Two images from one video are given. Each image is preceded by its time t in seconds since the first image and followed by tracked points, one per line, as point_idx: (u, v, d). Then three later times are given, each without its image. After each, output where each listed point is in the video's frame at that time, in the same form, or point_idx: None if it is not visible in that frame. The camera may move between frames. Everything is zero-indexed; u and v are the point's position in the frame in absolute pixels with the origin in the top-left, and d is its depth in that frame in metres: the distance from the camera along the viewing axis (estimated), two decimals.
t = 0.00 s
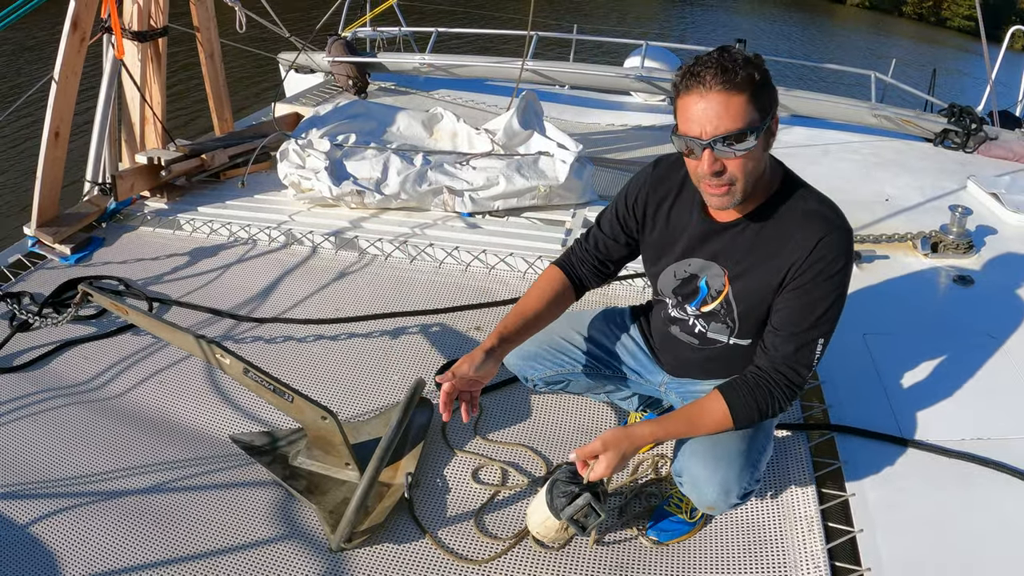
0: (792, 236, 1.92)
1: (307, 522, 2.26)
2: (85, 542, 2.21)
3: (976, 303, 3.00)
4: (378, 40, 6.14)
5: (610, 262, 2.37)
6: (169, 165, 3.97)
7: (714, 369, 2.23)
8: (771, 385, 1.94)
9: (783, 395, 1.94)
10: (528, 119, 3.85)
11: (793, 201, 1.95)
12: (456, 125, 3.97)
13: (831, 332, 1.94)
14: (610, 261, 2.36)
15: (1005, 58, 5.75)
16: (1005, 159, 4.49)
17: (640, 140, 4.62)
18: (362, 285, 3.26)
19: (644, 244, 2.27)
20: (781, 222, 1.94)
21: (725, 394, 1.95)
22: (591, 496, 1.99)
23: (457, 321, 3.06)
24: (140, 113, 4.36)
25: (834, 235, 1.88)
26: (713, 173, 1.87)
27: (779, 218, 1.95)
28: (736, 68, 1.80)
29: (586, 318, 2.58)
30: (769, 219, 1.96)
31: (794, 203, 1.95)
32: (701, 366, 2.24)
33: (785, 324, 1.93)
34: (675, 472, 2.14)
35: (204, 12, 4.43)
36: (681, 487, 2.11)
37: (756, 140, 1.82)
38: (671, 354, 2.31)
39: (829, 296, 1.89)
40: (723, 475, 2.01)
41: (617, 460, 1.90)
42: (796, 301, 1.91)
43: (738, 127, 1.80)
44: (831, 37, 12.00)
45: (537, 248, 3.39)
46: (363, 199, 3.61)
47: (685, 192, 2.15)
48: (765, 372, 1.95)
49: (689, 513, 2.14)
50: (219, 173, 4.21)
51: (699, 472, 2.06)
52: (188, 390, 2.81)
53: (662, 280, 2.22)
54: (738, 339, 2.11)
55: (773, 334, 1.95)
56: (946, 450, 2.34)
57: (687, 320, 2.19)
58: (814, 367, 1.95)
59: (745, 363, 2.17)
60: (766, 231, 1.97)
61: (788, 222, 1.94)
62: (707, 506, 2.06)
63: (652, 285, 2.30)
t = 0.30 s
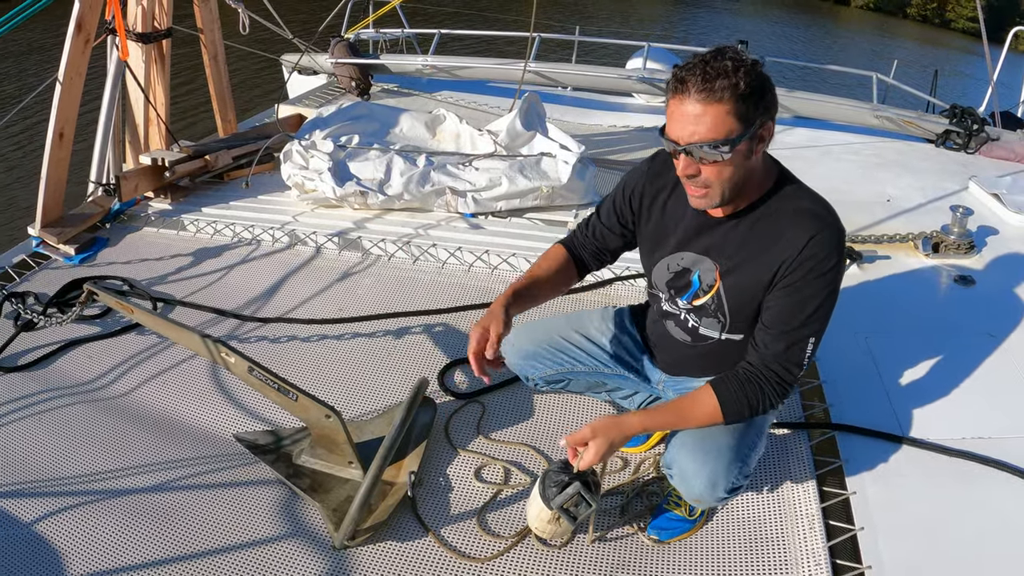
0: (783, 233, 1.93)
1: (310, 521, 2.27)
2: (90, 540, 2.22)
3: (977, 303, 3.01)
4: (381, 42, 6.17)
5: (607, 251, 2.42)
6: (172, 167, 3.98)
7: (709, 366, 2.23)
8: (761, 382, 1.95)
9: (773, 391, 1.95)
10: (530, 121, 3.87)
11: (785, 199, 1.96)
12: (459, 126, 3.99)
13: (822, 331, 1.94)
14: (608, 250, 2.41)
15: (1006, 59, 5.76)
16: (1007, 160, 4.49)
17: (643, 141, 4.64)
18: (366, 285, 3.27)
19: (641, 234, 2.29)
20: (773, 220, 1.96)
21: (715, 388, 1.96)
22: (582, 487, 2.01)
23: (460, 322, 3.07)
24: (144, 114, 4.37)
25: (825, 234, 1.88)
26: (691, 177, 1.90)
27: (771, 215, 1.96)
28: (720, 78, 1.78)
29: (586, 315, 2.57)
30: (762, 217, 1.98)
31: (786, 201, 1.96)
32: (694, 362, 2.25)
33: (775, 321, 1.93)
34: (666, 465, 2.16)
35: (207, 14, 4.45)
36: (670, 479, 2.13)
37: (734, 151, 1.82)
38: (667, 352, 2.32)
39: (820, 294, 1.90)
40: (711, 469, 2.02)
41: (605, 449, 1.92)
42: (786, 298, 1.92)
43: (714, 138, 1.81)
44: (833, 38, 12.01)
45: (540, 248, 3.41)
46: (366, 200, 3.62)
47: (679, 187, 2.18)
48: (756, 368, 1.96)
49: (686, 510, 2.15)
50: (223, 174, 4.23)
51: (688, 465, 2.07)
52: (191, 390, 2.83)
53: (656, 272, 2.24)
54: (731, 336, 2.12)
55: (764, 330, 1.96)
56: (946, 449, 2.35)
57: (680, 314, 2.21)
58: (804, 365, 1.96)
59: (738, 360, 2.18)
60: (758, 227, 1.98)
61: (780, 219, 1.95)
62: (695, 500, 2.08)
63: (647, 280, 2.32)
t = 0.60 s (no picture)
0: (776, 227, 1.93)
1: (315, 520, 2.28)
2: (95, 539, 2.23)
3: (981, 303, 3.01)
4: (384, 42, 6.18)
5: (592, 229, 2.47)
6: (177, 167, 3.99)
7: (707, 362, 2.24)
8: (759, 378, 1.96)
9: (771, 387, 1.96)
10: (534, 121, 3.88)
11: (778, 192, 1.97)
12: (463, 127, 4.00)
13: (818, 324, 1.94)
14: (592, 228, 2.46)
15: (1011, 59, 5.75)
16: (1010, 160, 4.49)
17: (646, 142, 4.64)
18: (370, 286, 3.29)
19: (638, 228, 2.30)
20: (767, 214, 1.96)
21: (714, 386, 1.97)
22: (584, 489, 2.02)
23: (464, 322, 3.08)
24: (148, 115, 4.38)
25: (818, 227, 1.89)
26: (685, 163, 1.89)
27: (764, 209, 1.96)
28: (716, 65, 1.80)
29: (591, 318, 2.59)
30: (756, 211, 1.98)
31: (778, 194, 1.96)
32: (692, 358, 2.25)
33: (771, 316, 1.94)
34: (666, 462, 2.17)
35: (212, 15, 4.47)
36: (671, 476, 2.14)
37: (727, 137, 1.82)
38: (665, 349, 2.33)
39: (815, 288, 1.90)
40: (711, 466, 2.04)
41: (607, 449, 1.91)
42: (780, 292, 1.92)
43: (707, 123, 1.81)
44: (836, 38, 12.00)
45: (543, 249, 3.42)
46: (370, 201, 3.63)
47: (674, 182, 2.19)
48: (754, 364, 1.97)
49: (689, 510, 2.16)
50: (227, 175, 4.24)
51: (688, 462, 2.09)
52: (196, 389, 2.84)
53: (651, 266, 2.24)
54: (729, 331, 2.13)
55: (760, 326, 1.97)
56: (949, 449, 2.35)
57: (677, 311, 2.21)
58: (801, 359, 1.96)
59: (735, 355, 2.18)
60: (752, 222, 1.98)
61: (773, 212, 1.95)
62: (695, 496, 2.09)
63: (644, 277, 2.32)
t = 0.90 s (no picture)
0: (777, 226, 1.93)
1: (316, 520, 2.29)
2: (96, 539, 2.24)
3: (983, 303, 3.01)
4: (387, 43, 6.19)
5: (586, 228, 2.47)
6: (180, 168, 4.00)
7: (710, 361, 2.23)
8: (763, 376, 1.95)
9: (775, 385, 1.95)
10: (537, 122, 3.89)
11: (779, 191, 1.97)
12: (466, 127, 4.01)
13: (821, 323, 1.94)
14: (585, 227, 2.46)
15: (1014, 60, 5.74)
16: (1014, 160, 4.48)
17: (648, 142, 4.64)
18: (372, 286, 3.29)
19: (638, 229, 2.29)
20: (768, 213, 1.96)
21: (717, 384, 1.96)
22: (587, 487, 2.02)
23: (466, 322, 3.08)
24: (151, 116, 4.40)
25: (819, 225, 1.89)
26: (705, 146, 1.88)
27: (767, 208, 1.96)
28: (729, 53, 1.87)
29: (590, 318, 2.59)
30: (758, 210, 1.98)
31: (780, 193, 1.96)
32: (695, 358, 2.25)
33: (774, 314, 1.93)
34: (671, 461, 2.17)
35: (215, 16, 4.48)
36: (676, 475, 2.14)
37: (747, 117, 1.85)
38: (668, 350, 2.32)
39: (817, 285, 1.89)
40: (715, 465, 2.03)
41: (609, 447, 1.92)
42: (782, 290, 1.92)
43: (727, 103, 1.84)
44: (839, 38, 11.98)
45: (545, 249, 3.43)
46: (372, 201, 3.64)
47: (675, 183, 2.19)
48: (757, 363, 1.96)
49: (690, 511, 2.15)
50: (230, 176, 4.25)
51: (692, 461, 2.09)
52: (198, 390, 2.85)
53: (652, 267, 2.24)
54: (732, 330, 2.12)
55: (763, 324, 1.97)
56: (951, 450, 2.34)
57: (679, 312, 2.21)
58: (804, 358, 1.96)
59: (738, 354, 2.18)
60: (753, 220, 1.98)
61: (775, 211, 1.95)
62: (700, 495, 2.09)
63: (646, 277, 2.32)
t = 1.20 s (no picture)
0: (784, 220, 1.94)
1: (318, 517, 2.29)
2: (98, 537, 2.24)
3: (986, 301, 3.00)
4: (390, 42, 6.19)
5: (592, 225, 2.47)
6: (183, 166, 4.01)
7: (716, 356, 2.23)
8: (771, 369, 1.95)
9: (782, 377, 1.95)
10: (539, 120, 3.89)
11: (786, 185, 1.97)
12: (470, 125, 4.01)
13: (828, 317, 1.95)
14: (592, 224, 2.47)
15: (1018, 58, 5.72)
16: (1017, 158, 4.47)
17: (650, 141, 4.64)
18: (375, 284, 3.29)
19: (644, 225, 2.29)
20: (775, 207, 1.96)
21: (724, 377, 1.96)
22: (595, 477, 2.01)
23: (468, 319, 3.08)
24: (154, 114, 4.40)
25: (826, 219, 1.89)
26: (721, 132, 1.89)
27: (773, 202, 1.96)
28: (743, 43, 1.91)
29: (593, 316, 2.59)
30: (765, 204, 1.98)
31: (787, 187, 1.97)
32: (702, 353, 2.25)
33: (781, 307, 1.94)
34: (676, 454, 2.17)
35: (217, 15, 4.49)
36: (682, 468, 2.14)
37: (763, 105, 1.88)
38: (674, 345, 2.32)
39: (825, 278, 1.90)
40: (722, 457, 2.04)
41: (616, 437, 1.91)
42: (790, 283, 1.93)
43: (747, 89, 1.87)
44: (842, 37, 11.96)
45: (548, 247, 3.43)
46: (375, 199, 3.64)
47: (681, 178, 2.18)
48: (764, 356, 1.97)
49: (693, 507, 2.15)
50: (232, 174, 4.25)
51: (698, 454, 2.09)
52: (202, 387, 2.85)
53: (658, 263, 2.24)
54: (738, 324, 2.12)
55: (770, 317, 1.97)
56: (954, 447, 2.34)
57: (685, 307, 2.20)
58: (811, 351, 1.96)
59: (744, 349, 2.18)
60: (760, 214, 1.98)
61: (782, 206, 1.95)
62: (706, 488, 2.09)
63: (651, 273, 2.31)
